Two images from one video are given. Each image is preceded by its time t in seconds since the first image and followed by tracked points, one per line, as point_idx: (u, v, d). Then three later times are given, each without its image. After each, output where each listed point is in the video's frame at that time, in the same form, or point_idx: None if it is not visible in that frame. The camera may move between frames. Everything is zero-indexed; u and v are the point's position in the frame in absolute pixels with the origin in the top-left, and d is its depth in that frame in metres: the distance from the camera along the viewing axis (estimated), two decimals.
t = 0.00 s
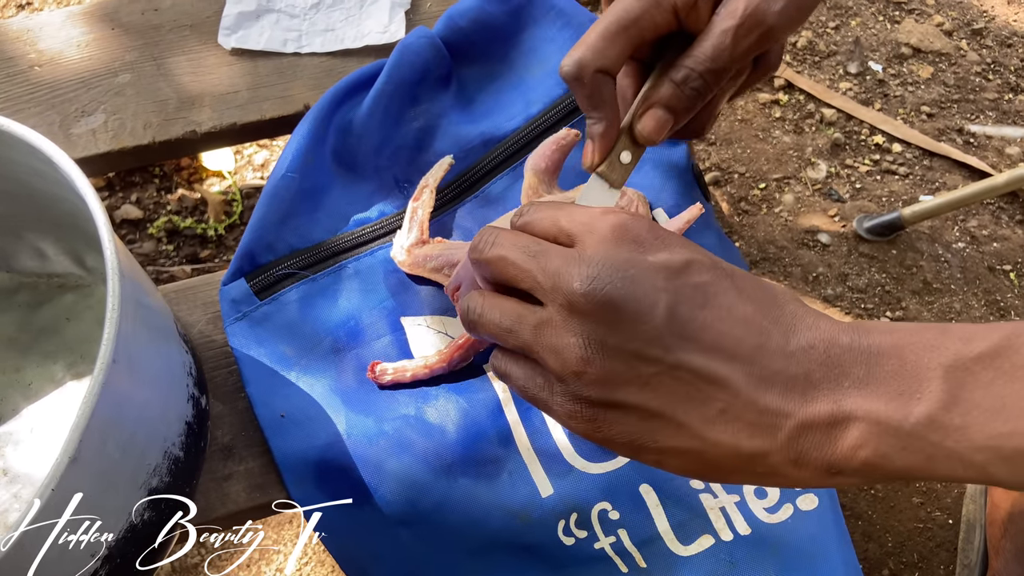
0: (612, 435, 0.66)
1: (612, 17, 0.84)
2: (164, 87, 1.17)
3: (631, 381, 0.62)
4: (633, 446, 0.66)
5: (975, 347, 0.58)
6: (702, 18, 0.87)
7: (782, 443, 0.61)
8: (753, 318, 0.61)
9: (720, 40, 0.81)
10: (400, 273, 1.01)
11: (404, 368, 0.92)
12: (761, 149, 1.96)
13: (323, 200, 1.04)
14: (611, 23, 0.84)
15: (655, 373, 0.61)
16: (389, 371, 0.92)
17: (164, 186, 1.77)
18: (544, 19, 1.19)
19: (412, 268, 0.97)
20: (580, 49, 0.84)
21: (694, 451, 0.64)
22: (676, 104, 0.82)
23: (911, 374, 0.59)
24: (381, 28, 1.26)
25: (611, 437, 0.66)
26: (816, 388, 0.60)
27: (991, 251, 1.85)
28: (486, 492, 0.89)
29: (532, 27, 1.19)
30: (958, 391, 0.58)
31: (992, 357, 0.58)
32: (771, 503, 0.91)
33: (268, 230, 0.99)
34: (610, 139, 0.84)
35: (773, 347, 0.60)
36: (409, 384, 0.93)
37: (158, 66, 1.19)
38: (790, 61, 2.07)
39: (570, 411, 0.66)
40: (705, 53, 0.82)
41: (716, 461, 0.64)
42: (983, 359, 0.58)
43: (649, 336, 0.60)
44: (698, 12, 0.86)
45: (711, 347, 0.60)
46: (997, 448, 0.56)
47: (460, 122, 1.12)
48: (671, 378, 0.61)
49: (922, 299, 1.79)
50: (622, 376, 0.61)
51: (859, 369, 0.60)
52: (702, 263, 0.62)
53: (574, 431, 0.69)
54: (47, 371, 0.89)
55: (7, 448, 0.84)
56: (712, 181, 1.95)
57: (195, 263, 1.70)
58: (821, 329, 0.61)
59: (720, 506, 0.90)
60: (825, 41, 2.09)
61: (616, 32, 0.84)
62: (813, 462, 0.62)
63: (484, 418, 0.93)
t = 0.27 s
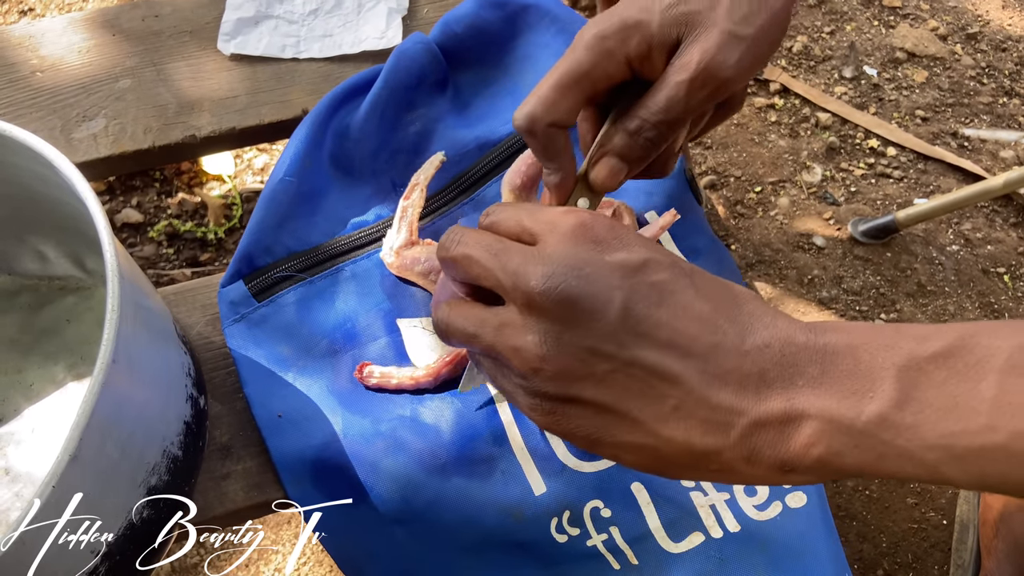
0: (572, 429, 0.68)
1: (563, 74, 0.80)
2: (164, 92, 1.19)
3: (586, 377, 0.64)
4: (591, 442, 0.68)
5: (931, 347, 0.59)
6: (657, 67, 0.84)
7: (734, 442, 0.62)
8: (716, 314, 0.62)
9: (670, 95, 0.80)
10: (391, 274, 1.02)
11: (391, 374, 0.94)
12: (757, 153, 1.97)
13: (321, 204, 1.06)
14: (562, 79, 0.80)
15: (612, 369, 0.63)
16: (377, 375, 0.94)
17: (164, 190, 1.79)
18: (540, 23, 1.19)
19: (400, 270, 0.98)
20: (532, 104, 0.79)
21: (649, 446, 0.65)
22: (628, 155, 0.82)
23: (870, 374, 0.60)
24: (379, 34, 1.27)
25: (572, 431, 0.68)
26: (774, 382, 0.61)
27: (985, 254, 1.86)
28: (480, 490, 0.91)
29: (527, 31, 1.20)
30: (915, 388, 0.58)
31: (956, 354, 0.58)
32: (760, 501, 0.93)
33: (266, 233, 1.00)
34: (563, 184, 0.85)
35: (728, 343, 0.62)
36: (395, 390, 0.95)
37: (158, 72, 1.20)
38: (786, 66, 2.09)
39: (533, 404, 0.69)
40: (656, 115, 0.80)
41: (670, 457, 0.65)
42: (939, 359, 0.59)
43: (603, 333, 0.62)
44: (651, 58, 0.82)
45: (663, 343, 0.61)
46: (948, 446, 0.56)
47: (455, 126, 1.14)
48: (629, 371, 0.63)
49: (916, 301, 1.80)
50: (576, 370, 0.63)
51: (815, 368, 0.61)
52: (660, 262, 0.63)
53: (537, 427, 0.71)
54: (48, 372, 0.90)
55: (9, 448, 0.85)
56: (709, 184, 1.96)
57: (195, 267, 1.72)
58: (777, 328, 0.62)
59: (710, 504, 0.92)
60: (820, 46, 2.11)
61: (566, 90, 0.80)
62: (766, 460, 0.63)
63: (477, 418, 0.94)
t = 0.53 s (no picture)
0: (545, 414, 0.71)
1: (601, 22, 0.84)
2: (165, 102, 1.20)
3: (555, 362, 0.67)
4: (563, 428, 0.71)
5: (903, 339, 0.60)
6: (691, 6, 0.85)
7: (702, 427, 0.64)
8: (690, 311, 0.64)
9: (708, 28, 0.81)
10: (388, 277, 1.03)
11: (398, 375, 0.94)
12: (753, 160, 1.99)
13: (319, 212, 1.07)
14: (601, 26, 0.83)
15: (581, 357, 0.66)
16: (384, 380, 0.94)
17: (165, 198, 1.80)
18: (535, 33, 1.21)
19: (403, 281, 0.98)
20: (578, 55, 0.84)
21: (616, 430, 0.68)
22: (670, 95, 0.83)
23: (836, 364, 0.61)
24: (377, 44, 1.29)
25: (545, 416, 0.71)
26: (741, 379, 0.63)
27: (980, 259, 1.88)
28: (477, 494, 0.91)
29: (523, 41, 1.22)
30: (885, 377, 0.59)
31: (928, 350, 0.59)
32: (751, 505, 0.94)
33: (264, 241, 1.02)
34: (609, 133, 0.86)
35: (698, 332, 0.64)
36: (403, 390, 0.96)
37: (159, 82, 1.22)
38: (781, 73, 2.11)
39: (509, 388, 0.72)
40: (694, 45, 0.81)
41: (639, 443, 0.68)
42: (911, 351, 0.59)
43: (571, 317, 0.64)
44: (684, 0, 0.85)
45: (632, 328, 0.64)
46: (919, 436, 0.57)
47: (452, 135, 1.16)
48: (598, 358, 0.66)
49: (912, 307, 1.81)
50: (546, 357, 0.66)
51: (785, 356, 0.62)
52: (631, 252, 0.66)
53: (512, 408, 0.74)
54: (50, 379, 0.91)
55: (10, 453, 0.86)
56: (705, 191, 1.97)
57: (195, 273, 1.73)
58: (749, 318, 0.64)
59: (702, 508, 0.93)
60: (815, 54, 2.13)
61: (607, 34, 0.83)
62: (733, 447, 0.64)
63: (474, 422, 0.94)
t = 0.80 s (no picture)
0: (542, 442, 0.71)
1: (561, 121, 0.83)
2: (167, 113, 1.21)
3: (550, 389, 0.67)
4: (558, 454, 0.71)
5: (898, 363, 0.59)
6: (645, 112, 0.87)
7: (699, 452, 0.64)
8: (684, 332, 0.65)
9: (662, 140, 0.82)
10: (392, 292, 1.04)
11: (390, 394, 0.95)
12: (753, 168, 1.99)
13: (321, 222, 1.07)
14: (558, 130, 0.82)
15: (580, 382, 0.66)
16: (376, 397, 0.95)
17: (166, 206, 1.81)
18: (535, 45, 1.22)
19: (399, 288, 0.99)
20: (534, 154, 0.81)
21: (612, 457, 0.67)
22: (624, 200, 0.84)
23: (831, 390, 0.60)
24: (378, 54, 1.30)
25: (541, 443, 0.71)
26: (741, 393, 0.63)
27: (981, 267, 1.88)
28: (478, 507, 0.91)
29: (523, 52, 1.23)
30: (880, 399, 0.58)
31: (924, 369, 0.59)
32: (752, 516, 0.94)
33: (266, 251, 1.02)
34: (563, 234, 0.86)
35: (691, 356, 0.64)
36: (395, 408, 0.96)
37: (160, 93, 1.22)
38: (781, 82, 2.12)
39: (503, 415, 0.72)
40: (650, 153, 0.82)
41: (636, 470, 0.68)
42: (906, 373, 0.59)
43: (564, 345, 0.65)
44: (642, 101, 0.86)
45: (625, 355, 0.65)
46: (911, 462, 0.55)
47: (452, 146, 1.16)
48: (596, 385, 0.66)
49: (913, 315, 1.81)
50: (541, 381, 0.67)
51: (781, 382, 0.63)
52: (625, 277, 0.67)
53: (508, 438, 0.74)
54: (52, 391, 0.92)
55: (11, 465, 0.87)
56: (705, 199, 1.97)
57: (196, 282, 1.73)
58: (743, 341, 0.64)
59: (703, 520, 0.93)
60: (815, 62, 2.14)
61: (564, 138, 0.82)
62: (730, 473, 0.64)
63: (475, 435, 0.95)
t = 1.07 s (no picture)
0: (549, 416, 0.73)
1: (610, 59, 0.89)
2: (167, 120, 1.21)
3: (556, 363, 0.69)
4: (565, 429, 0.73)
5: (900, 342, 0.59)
6: (695, 46, 0.91)
7: (699, 429, 0.65)
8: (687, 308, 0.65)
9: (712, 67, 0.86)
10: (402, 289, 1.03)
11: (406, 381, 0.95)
12: (754, 174, 1.99)
13: (324, 223, 1.07)
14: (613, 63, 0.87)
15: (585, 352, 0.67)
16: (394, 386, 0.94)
17: (167, 213, 1.81)
18: (540, 49, 1.22)
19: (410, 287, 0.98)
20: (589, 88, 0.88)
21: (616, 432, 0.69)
22: (675, 134, 0.87)
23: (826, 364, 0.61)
24: (379, 61, 1.30)
25: (549, 417, 0.73)
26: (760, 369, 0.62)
27: (982, 273, 1.87)
28: (480, 504, 0.90)
29: (528, 55, 1.22)
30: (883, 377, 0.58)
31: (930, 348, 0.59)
32: (754, 516, 0.93)
33: (269, 252, 1.03)
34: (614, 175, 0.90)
35: (694, 335, 0.64)
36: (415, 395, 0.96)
37: (161, 100, 1.22)
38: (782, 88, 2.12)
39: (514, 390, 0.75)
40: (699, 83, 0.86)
41: (637, 446, 0.69)
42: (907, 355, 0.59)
43: (571, 323, 0.67)
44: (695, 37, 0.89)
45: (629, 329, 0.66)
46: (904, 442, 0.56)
47: (456, 146, 1.16)
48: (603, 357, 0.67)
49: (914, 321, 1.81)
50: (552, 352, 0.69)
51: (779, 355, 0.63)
52: (631, 259, 0.68)
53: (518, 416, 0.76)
54: (51, 399, 0.91)
55: (10, 473, 0.86)
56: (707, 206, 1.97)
57: (197, 288, 1.73)
58: (746, 322, 0.65)
59: (704, 519, 0.92)
60: (815, 68, 2.15)
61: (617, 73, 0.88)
62: (730, 449, 0.64)
63: (480, 431, 0.94)
